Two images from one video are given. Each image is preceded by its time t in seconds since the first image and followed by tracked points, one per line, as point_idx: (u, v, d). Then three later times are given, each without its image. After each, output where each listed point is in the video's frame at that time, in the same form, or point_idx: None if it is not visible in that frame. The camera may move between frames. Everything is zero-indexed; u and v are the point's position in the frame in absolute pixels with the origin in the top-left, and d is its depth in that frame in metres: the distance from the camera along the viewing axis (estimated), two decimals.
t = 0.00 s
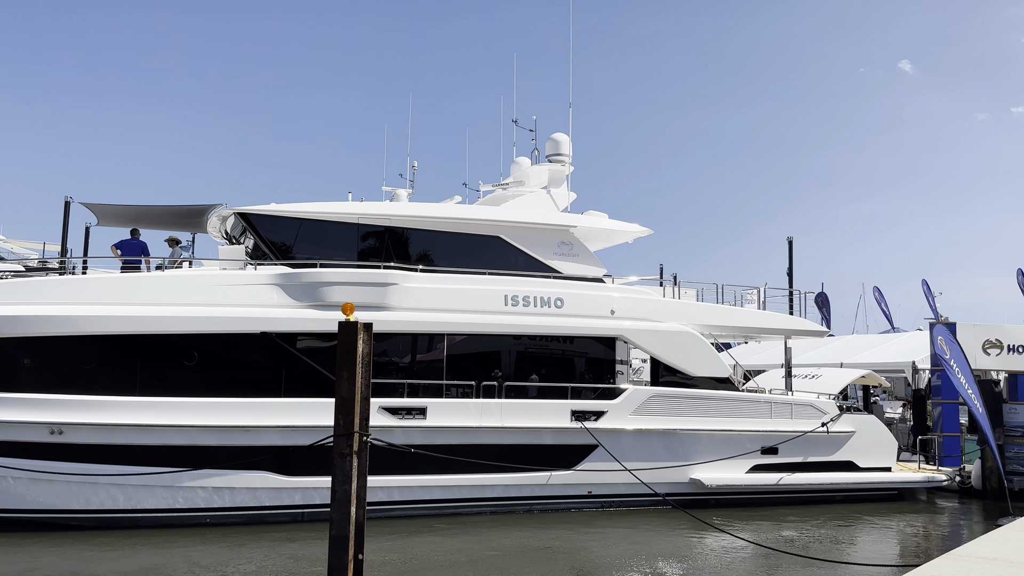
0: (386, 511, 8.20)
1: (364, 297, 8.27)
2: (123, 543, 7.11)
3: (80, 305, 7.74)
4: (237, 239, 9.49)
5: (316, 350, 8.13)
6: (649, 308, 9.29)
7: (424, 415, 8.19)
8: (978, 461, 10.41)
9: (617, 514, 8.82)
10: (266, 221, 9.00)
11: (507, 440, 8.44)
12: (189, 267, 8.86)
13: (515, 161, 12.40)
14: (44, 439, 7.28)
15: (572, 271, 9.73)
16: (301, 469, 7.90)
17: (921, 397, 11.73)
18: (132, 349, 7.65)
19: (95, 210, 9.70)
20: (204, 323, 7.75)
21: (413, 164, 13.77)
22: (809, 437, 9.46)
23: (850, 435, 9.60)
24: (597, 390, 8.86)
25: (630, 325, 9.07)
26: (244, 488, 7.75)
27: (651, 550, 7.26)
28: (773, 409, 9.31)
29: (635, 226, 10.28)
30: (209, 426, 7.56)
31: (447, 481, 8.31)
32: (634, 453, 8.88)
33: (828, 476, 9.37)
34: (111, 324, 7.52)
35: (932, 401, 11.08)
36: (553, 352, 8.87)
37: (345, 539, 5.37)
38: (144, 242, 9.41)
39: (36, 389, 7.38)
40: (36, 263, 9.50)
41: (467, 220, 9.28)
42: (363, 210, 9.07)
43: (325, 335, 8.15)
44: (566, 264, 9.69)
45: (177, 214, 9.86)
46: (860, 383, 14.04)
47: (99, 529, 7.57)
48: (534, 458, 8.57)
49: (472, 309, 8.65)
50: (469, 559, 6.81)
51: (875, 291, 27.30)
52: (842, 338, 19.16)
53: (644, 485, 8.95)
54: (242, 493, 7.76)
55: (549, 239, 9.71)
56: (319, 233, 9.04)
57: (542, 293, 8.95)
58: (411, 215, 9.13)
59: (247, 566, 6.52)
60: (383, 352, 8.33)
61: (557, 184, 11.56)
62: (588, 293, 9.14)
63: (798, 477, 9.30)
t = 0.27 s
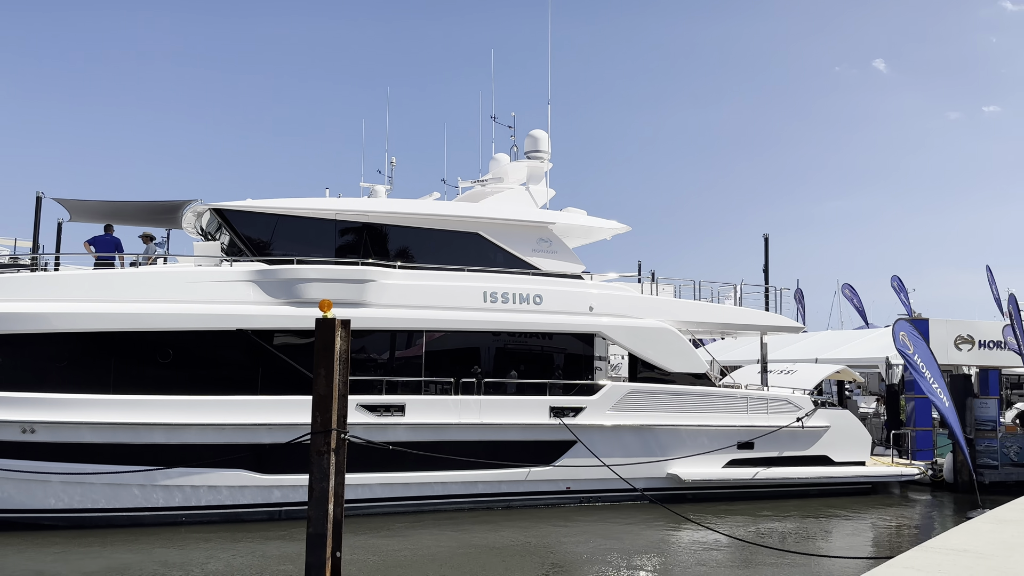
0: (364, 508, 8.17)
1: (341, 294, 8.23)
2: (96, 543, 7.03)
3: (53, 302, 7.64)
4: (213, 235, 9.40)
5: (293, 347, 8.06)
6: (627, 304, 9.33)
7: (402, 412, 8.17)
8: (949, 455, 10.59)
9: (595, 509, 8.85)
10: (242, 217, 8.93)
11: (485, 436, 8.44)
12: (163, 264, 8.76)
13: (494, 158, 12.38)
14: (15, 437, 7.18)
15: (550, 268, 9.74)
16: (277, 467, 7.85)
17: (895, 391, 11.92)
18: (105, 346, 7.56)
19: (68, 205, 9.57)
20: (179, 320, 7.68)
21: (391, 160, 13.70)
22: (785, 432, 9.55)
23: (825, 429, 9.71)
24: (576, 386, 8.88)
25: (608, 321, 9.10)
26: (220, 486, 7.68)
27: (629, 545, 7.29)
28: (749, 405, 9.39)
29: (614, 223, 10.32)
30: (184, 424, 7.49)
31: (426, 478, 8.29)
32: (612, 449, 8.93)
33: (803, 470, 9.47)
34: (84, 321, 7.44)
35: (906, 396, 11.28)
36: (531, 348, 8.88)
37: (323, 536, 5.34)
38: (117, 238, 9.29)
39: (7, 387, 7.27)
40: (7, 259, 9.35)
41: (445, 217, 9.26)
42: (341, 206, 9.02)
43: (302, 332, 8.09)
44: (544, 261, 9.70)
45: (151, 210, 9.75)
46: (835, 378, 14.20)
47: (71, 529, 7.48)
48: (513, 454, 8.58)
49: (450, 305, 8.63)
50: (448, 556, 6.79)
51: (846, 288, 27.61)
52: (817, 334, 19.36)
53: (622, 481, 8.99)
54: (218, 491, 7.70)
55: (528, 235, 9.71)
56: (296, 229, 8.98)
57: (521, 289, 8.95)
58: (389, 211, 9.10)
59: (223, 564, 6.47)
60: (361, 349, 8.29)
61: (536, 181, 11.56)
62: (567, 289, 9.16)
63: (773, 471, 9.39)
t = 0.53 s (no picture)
0: (341, 503, 8.13)
1: (319, 288, 8.19)
2: (70, 540, 6.95)
3: (25, 297, 7.53)
4: (188, 229, 9.31)
5: (270, 342, 8.00)
6: (605, 299, 9.36)
7: (380, 407, 8.14)
8: (922, 447, 10.75)
9: (573, 503, 8.88)
10: (218, 211, 8.85)
11: (464, 431, 8.44)
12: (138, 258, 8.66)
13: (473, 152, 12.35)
14: None
15: (529, 262, 9.74)
16: (254, 462, 7.80)
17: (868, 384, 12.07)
18: (78, 341, 7.45)
19: (39, 198, 9.42)
20: (154, 315, 7.60)
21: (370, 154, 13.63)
22: (761, 425, 9.64)
23: (800, 423, 9.82)
24: (554, 380, 8.90)
25: (586, 316, 9.12)
26: (196, 482, 7.62)
27: (607, 539, 7.33)
28: (726, 398, 9.47)
29: (592, 218, 10.34)
30: (159, 420, 7.42)
31: (404, 473, 8.28)
32: (590, 443, 8.96)
33: (779, 463, 9.57)
34: (57, 316, 7.34)
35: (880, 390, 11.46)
36: (510, 342, 8.88)
37: (300, 532, 5.30)
38: (90, 232, 9.17)
39: None
40: None
41: (423, 211, 9.23)
42: (318, 200, 8.96)
43: (279, 327, 8.02)
44: (523, 255, 9.70)
45: (126, 203, 9.62)
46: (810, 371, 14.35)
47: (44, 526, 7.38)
48: (491, 448, 8.59)
49: (429, 300, 8.61)
50: (426, 552, 6.78)
51: (823, 279, 27.51)
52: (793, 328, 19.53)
53: (600, 474, 9.03)
54: (194, 487, 7.63)
55: (506, 230, 9.70)
56: (273, 223, 8.91)
57: (500, 284, 8.94)
58: (367, 205, 9.05)
59: (199, 560, 6.42)
60: (339, 343, 8.23)
61: (515, 175, 11.55)
62: (545, 284, 9.17)
63: (749, 464, 9.48)
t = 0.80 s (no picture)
0: (319, 497, 8.10)
1: (296, 281, 8.13)
2: (42, 535, 6.86)
3: None
4: (163, 221, 9.20)
5: (246, 335, 7.93)
6: (584, 292, 9.38)
7: (358, 400, 8.14)
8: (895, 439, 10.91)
9: (551, 495, 8.91)
10: (194, 203, 8.76)
11: (442, 424, 8.43)
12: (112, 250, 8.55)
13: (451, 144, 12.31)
14: None
15: (508, 256, 9.73)
16: (230, 456, 7.73)
17: (843, 377, 12.21)
18: (51, 334, 7.37)
19: (10, 189, 9.26)
20: (128, 308, 7.51)
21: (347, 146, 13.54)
22: (737, 417, 9.72)
23: (776, 415, 9.91)
24: (533, 373, 8.89)
25: (565, 309, 9.13)
26: (171, 476, 7.55)
27: (584, 531, 7.35)
28: (703, 391, 9.53)
29: (572, 211, 10.35)
30: (134, 414, 7.34)
31: (382, 466, 8.26)
32: (568, 435, 8.99)
33: (755, 455, 9.66)
34: (28, 309, 7.24)
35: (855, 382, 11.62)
36: (489, 335, 8.88)
37: (276, 526, 5.26)
38: (63, 223, 9.03)
39: None
40: None
41: (402, 204, 9.18)
42: (295, 192, 8.89)
43: (255, 320, 7.96)
44: (502, 249, 9.69)
45: (99, 194, 9.49)
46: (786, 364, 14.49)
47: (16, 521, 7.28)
48: (470, 441, 8.59)
49: (407, 293, 8.59)
50: (404, 545, 6.76)
51: (801, 275, 28.13)
52: (769, 322, 19.70)
53: (578, 467, 9.06)
54: (169, 481, 7.56)
55: (485, 223, 9.68)
56: (250, 215, 8.83)
57: (479, 277, 8.92)
58: (345, 198, 9.00)
59: (173, 555, 6.36)
60: (317, 336, 8.22)
61: (494, 168, 11.53)
62: (525, 277, 9.16)
63: (725, 456, 9.56)
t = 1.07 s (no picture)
0: (295, 491, 8.05)
1: (271, 274, 8.06)
2: (12, 530, 6.76)
3: None
4: (136, 212, 9.08)
5: (220, 328, 7.87)
6: (562, 286, 9.39)
7: (335, 394, 8.08)
8: (867, 431, 11.06)
9: (528, 488, 8.93)
10: (168, 194, 8.64)
11: (418, 417, 8.41)
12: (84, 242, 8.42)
13: (429, 137, 12.26)
14: None
15: (486, 249, 9.71)
16: (204, 450, 7.68)
17: (817, 369, 12.34)
18: (21, 327, 7.25)
19: None
20: (101, 300, 7.41)
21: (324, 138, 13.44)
22: (712, 409, 9.80)
23: (751, 407, 10.01)
24: (511, 366, 8.91)
25: (543, 302, 9.14)
26: (145, 471, 7.47)
27: (562, 524, 7.38)
28: (679, 383, 9.60)
29: (550, 205, 10.35)
30: (107, 408, 7.25)
31: (359, 460, 8.23)
32: (545, 428, 9.01)
33: (730, 447, 9.75)
34: None
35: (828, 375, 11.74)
36: (467, 328, 8.87)
37: (252, 520, 5.22)
38: (33, 214, 8.88)
39: None
40: None
41: (379, 196, 9.13)
42: (271, 184, 8.81)
43: (230, 313, 7.89)
44: (480, 242, 9.67)
45: (71, 184, 9.33)
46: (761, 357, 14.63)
47: None
48: (446, 434, 8.58)
49: (384, 286, 8.55)
50: (381, 539, 6.75)
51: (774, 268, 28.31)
52: (745, 315, 19.86)
53: (555, 460, 9.09)
54: (143, 476, 7.48)
55: (463, 216, 9.66)
56: (225, 207, 8.73)
57: (456, 270, 8.90)
58: (322, 190, 8.93)
59: (147, 550, 6.29)
60: (293, 329, 8.14)
61: (471, 161, 11.50)
62: (502, 271, 9.15)
63: (701, 448, 9.64)
